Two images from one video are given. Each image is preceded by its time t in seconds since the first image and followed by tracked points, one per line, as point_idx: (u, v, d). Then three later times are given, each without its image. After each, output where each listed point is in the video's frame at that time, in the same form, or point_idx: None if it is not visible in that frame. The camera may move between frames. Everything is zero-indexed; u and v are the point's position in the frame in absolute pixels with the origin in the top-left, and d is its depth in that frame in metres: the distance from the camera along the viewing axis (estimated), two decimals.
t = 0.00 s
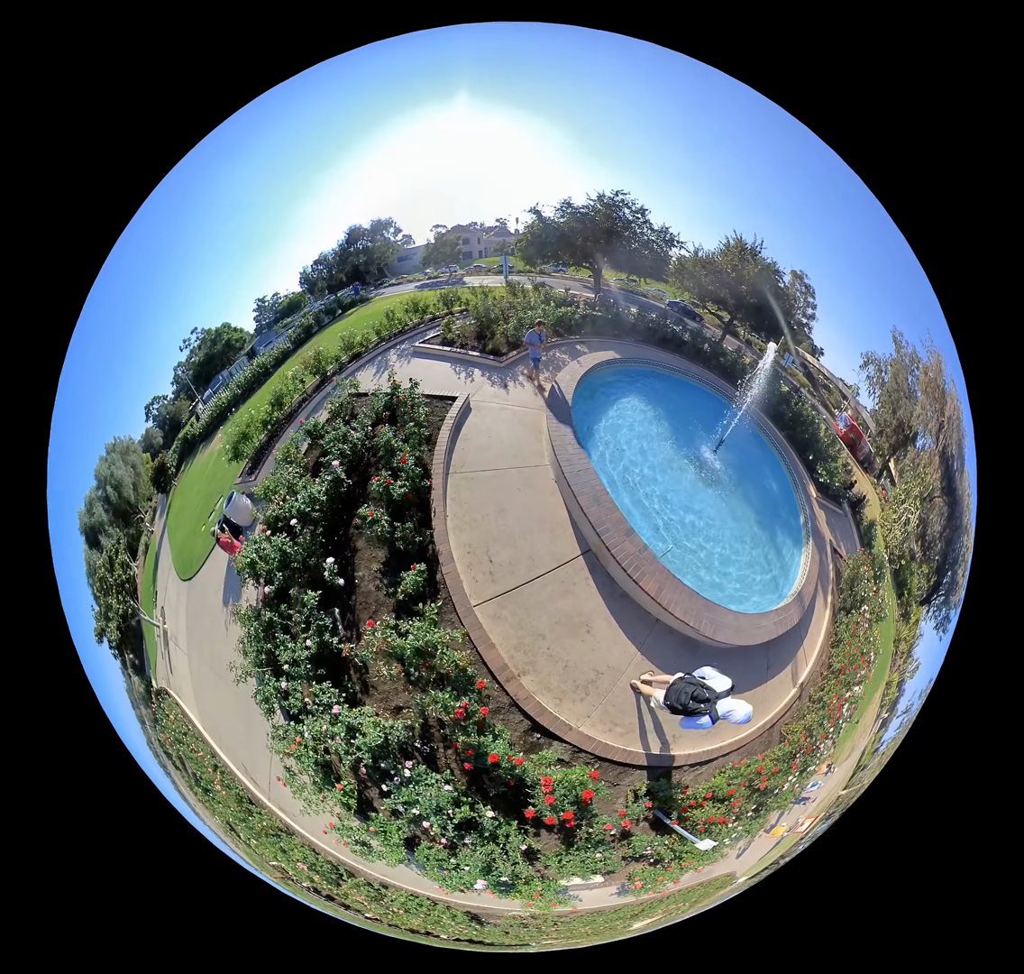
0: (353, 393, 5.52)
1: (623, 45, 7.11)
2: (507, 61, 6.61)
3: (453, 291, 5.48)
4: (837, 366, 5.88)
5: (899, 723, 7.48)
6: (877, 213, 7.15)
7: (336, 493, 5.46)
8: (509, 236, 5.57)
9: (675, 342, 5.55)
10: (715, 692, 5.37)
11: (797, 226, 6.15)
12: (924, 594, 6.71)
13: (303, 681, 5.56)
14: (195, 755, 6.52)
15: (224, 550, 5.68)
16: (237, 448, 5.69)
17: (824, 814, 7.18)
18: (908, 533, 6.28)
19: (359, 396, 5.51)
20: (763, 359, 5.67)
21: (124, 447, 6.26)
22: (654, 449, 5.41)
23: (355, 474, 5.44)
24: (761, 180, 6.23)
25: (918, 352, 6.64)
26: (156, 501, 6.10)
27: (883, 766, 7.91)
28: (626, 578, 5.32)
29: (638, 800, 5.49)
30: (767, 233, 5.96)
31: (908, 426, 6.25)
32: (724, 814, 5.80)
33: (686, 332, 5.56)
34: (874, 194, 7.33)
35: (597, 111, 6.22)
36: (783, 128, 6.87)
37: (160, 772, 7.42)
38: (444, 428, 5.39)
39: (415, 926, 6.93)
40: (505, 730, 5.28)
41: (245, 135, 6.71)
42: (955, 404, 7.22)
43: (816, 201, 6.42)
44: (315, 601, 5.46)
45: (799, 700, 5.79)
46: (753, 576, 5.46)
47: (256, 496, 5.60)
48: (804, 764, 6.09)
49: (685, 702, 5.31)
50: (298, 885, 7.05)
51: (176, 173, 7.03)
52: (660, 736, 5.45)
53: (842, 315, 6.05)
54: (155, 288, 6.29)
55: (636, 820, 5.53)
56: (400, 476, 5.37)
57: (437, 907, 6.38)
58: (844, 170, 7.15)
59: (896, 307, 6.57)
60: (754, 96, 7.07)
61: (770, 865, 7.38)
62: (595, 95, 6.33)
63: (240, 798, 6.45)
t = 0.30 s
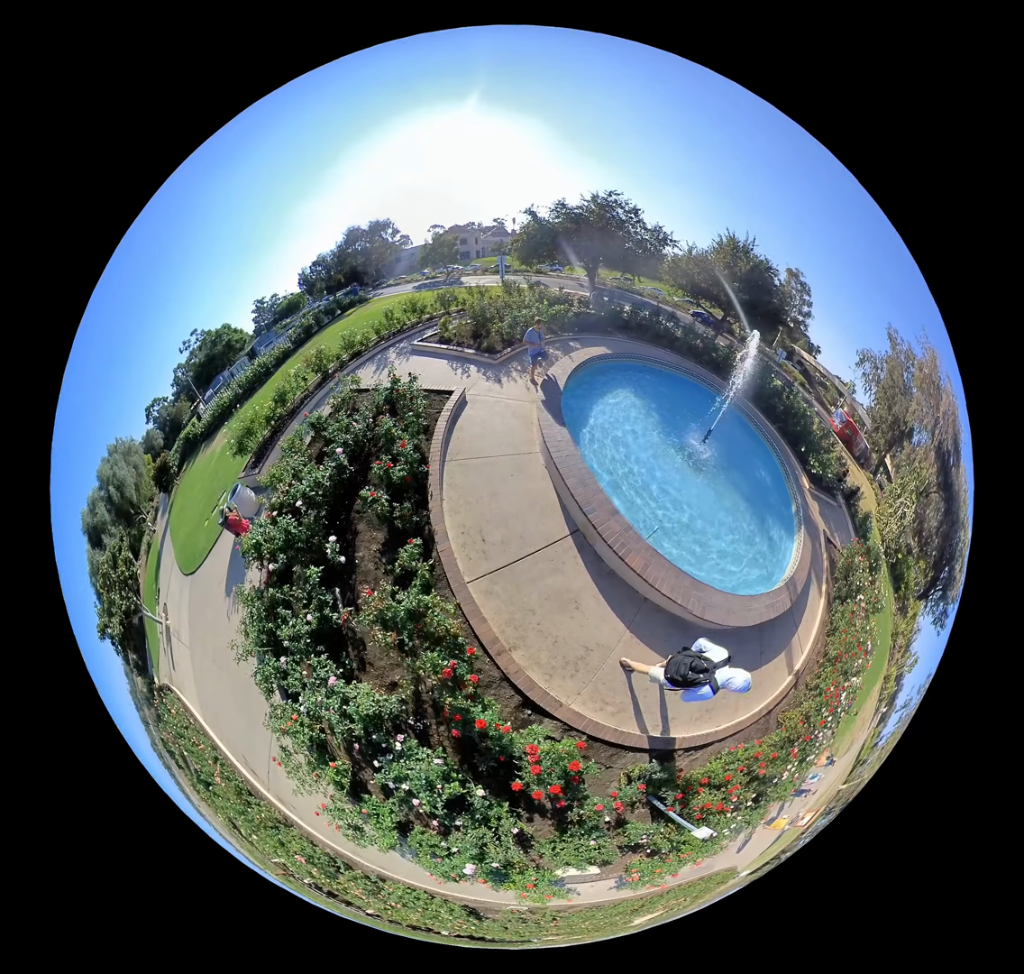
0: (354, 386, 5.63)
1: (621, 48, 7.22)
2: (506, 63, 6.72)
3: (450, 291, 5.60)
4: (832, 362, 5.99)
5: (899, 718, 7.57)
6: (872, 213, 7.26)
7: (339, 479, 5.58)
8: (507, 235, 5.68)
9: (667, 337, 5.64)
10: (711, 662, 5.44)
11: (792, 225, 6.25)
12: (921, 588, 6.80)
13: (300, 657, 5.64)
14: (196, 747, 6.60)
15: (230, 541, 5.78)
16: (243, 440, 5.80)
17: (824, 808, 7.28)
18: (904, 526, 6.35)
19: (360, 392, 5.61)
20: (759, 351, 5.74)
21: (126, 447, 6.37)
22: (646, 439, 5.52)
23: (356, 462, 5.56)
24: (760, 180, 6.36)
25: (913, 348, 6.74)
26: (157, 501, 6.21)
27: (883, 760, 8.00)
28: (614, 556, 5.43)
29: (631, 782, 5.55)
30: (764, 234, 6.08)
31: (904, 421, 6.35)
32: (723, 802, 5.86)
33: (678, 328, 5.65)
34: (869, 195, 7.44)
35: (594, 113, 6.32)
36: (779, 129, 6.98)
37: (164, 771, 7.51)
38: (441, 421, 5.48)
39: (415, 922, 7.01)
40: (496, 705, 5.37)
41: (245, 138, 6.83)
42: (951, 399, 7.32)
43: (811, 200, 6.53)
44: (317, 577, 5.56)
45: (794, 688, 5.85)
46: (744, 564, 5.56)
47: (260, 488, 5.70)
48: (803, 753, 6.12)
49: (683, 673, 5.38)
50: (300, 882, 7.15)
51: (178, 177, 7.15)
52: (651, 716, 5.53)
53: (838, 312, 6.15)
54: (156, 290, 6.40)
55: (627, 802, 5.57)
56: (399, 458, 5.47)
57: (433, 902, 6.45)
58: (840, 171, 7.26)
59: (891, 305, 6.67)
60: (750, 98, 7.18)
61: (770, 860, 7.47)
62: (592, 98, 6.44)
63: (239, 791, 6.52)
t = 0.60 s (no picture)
0: (354, 387, 5.74)
1: (618, 51, 7.34)
2: (503, 67, 6.84)
3: (445, 293, 5.70)
4: (827, 360, 6.11)
5: (897, 713, 7.66)
6: (868, 213, 7.37)
7: (339, 472, 5.70)
8: (503, 235, 5.79)
9: (656, 336, 5.77)
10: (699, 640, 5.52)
11: (786, 224, 6.36)
12: (919, 583, 6.93)
13: (297, 636, 5.76)
14: (196, 739, 6.71)
15: (233, 534, 5.89)
16: (249, 436, 5.91)
17: (824, 804, 7.40)
18: (900, 521, 6.46)
19: (359, 392, 5.73)
20: (745, 349, 5.83)
21: (128, 449, 6.49)
22: (631, 436, 5.69)
23: (354, 455, 5.66)
24: (756, 179, 6.48)
25: (908, 344, 6.84)
26: (159, 502, 6.33)
27: (882, 756, 8.11)
28: (592, 541, 5.53)
29: (611, 766, 5.59)
30: (758, 234, 6.18)
31: (900, 418, 6.46)
32: (712, 795, 5.89)
33: (668, 326, 5.77)
34: (866, 195, 7.55)
35: (590, 116, 6.44)
36: (775, 130, 7.09)
37: (167, 768, 7.64)
38: (435, 417, 5.59)
39: (413, 918, 7.14)
40: (478, 683, 5.48)
41: (246, 142, 6.95)
42: (946, 394, 7.41)
43: (805, 200, 6.63)
44: (317, 560, 5.70)
45: (786, 679, 5.93)
46: (731, 552, 5.69)
47: (265, 484, 5.82)
48: (797, 746, 6.18)
49: (671, 651, 5.47)
50: (301, 878, 7.28)
51: (178, 182, 7.27)
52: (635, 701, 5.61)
53: (833, 310, 6.27)
54: (156, 294, 6.52)
55: (607, 787, 5.62)
56: (393, 450, 5.59)
57: (427, 895, 6.54)
58: (835, 172, 7.37)
59: (886, 303, 6.77)
60: (747, 100, 7.29)
61: (771, 855, 7.59)
62: (588, 100, 6.55)
63: (238, 782, 6.63)
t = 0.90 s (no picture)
0: (353, 385, 5.85)
1: (616, 52, 7.44)
2: (501, 70, 6.95)
3: (442, 294, 5.81)
4: (824, 357, 6.21)
5: (896, 708, 7.76)
6: (864, 212, 7.48)
7: (339, 464, 5.79)
8: (500, 234, 5.90)
9: (648, 332, 5.85)
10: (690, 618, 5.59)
11: (780, 222, 6.46)
12: (916, 578, 7.02)
13: (296, 614, 5.86)
14: (196, 732, 6.82)
15: (235, 529, 6.01)
16: (252, 433, 6.02)
17: (824, 799, 7.54)
18: (896, 515, 6.56)
19: (358, 390, 5.84)
20: (737, 344, 5.94)
21: (131, 450, 6.60)
22: (618, 427, 5.76)
23: (353, 448, 5.77)
24: (753, 179, 6.60)
25: (904, 341, 6.94)
26: (161, 502, 6.45)
27: (881, 751, 8.23)
28: (576, 526, 5.63)
29: (597, 748, 5.65)
30: (753, 234, 6.30)
31: (896, 414, 6.56)
32: (702, 784, 5.95)
33: (659, 322, 5.87)
34: (862, 195, 7.66)
35: (585, 117, 6.54)
36: (770, 130, 7.20)
37: (170, 766, 7.75)
38: (429, 412, 5.73)
39: (412, 913, 7.28)
40: (465, 660, 5.57)
41: (246, 145, 7.06)
42: (942, 391, 7.51)
43: (800, 199, 6.73)
44: (317, 544, 5.80)
45: (780, 668, 6.03)
46: (717, 539, 5.81)
47: (268, 477, 5.93)
48: (792, 736, 6.26)
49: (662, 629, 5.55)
50: (302, 874, 7.41)
51: (177, 186, 7.38)
52: (621, 684, 5.69)
53: (828, 308, 6.37)
54: (156, 297, 6.63)
55: (593, 771, 5.69)
56: (389, 439, 5.74)
57: (421, 887, 6.63)
58: (832, 171, 7.47)
59: (882, 300, 6.88)
60: (744, 101, 7.40)
61: (771, 850, 7.71)
62: (584, 101, 6.65)
63: (237, 774, 6.73)
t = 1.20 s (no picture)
0: (351, 384, 5.94)
1: (614, 54, 7.54)
2: (499, 72, 7.05)
3: (438, 294, 5.92)
4: (821, 356, 6.31)
5: (894, 704, 7.85)
6: (860, 212, 7.58)
7: (337, 456, 5.88)
8: (496, 234, 6.01)
9: (640, 329, 5.94)
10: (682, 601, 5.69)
11: (775, 221, 6.56)
12: (913, 575, 7.12)
13: (292, 593, 5.97)
14: (196, 724, 6.93)
15: (235, 524, 6.11)
16: (252, 431, 6.12)
17: (824, 794, 7.67)
18: (892, 510, 6.65)
19: (356, 387, 5.92)
20: (729, 340, 6.04)
21: (132, 451, 6.71)
22: (607, 417, 5.83)
23: (351, 440, 5.86)
24: (749, 179, 6.70)
25: (899, 338, 7.04)
26: (162, 502, 6.56)
27: (880, 746, 8.34)
28: (560, 512, 5.74)
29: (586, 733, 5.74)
30: (749, 234, 6.40)
31: (891, 411, 6.67)
32: (692, 774, 6.03)
33: (650, 318, 5.96)
34: (858, 195, 7.76)
35: (581, 118, 6.65)
36: (766, 131, 7.30)
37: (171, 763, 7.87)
38: (424, 405, 5.83)
39: (412, 910, 7.41)
40: (451, 637, 5.66)
41: (246, 148, 7.17)
42: (938, 387, 7.61)
43: (795, 198, 6.83)
44: (314, 528, 5.88)
45: (773, 656, 6.11)
46: (706, 526, 5.89)
47: (267, 472, 6.02)
48: (788, 726, 6.34)
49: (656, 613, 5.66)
50: (301, 870, 7.53)
51: (178, 190, 7.49)
52: (608, 669, 5.77)
53: (823, 306, 6.47)
54: (156, 298, 6.75)
55: (581, 758, 5.79)
56: (384, 430, 5.84)
57: (415, 880, 6.72)
58: (828, 172, 7.58)
59: (877, 299, 6.98)
60: (741, 103, 7.50)
61: (771, 846, 7.81)
62: (580, 102, 6.76)
63: (235, 766, 6.83)
